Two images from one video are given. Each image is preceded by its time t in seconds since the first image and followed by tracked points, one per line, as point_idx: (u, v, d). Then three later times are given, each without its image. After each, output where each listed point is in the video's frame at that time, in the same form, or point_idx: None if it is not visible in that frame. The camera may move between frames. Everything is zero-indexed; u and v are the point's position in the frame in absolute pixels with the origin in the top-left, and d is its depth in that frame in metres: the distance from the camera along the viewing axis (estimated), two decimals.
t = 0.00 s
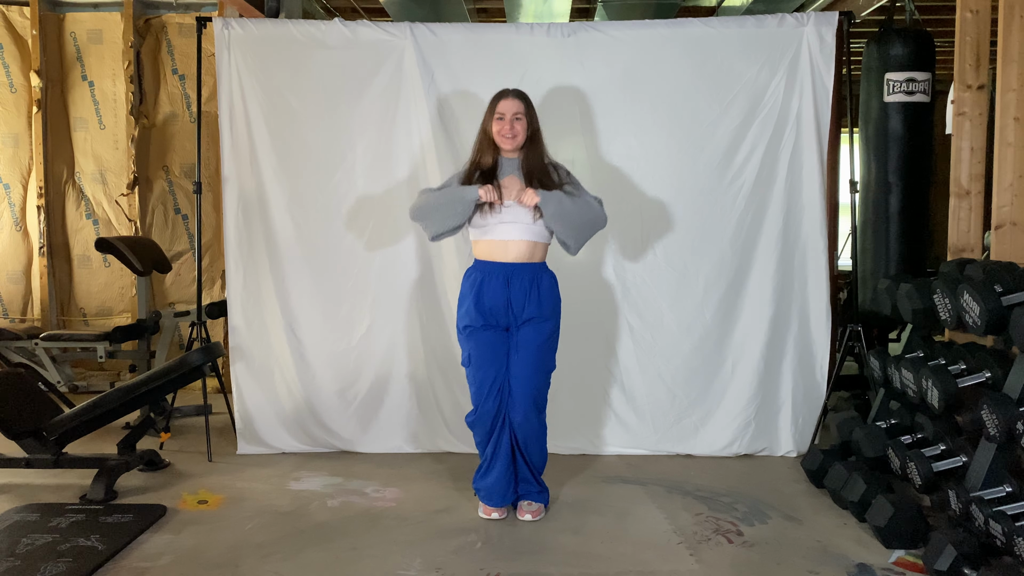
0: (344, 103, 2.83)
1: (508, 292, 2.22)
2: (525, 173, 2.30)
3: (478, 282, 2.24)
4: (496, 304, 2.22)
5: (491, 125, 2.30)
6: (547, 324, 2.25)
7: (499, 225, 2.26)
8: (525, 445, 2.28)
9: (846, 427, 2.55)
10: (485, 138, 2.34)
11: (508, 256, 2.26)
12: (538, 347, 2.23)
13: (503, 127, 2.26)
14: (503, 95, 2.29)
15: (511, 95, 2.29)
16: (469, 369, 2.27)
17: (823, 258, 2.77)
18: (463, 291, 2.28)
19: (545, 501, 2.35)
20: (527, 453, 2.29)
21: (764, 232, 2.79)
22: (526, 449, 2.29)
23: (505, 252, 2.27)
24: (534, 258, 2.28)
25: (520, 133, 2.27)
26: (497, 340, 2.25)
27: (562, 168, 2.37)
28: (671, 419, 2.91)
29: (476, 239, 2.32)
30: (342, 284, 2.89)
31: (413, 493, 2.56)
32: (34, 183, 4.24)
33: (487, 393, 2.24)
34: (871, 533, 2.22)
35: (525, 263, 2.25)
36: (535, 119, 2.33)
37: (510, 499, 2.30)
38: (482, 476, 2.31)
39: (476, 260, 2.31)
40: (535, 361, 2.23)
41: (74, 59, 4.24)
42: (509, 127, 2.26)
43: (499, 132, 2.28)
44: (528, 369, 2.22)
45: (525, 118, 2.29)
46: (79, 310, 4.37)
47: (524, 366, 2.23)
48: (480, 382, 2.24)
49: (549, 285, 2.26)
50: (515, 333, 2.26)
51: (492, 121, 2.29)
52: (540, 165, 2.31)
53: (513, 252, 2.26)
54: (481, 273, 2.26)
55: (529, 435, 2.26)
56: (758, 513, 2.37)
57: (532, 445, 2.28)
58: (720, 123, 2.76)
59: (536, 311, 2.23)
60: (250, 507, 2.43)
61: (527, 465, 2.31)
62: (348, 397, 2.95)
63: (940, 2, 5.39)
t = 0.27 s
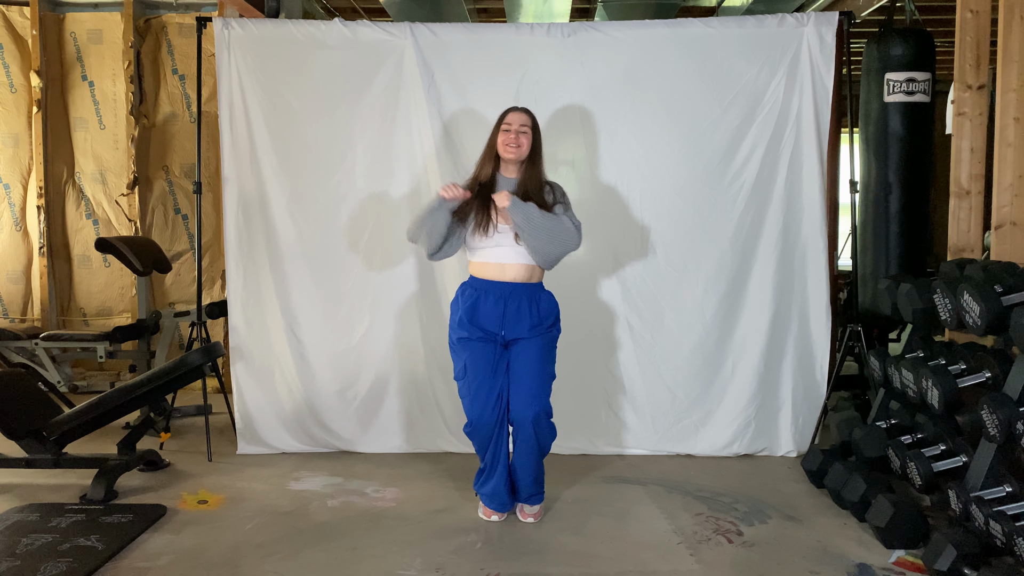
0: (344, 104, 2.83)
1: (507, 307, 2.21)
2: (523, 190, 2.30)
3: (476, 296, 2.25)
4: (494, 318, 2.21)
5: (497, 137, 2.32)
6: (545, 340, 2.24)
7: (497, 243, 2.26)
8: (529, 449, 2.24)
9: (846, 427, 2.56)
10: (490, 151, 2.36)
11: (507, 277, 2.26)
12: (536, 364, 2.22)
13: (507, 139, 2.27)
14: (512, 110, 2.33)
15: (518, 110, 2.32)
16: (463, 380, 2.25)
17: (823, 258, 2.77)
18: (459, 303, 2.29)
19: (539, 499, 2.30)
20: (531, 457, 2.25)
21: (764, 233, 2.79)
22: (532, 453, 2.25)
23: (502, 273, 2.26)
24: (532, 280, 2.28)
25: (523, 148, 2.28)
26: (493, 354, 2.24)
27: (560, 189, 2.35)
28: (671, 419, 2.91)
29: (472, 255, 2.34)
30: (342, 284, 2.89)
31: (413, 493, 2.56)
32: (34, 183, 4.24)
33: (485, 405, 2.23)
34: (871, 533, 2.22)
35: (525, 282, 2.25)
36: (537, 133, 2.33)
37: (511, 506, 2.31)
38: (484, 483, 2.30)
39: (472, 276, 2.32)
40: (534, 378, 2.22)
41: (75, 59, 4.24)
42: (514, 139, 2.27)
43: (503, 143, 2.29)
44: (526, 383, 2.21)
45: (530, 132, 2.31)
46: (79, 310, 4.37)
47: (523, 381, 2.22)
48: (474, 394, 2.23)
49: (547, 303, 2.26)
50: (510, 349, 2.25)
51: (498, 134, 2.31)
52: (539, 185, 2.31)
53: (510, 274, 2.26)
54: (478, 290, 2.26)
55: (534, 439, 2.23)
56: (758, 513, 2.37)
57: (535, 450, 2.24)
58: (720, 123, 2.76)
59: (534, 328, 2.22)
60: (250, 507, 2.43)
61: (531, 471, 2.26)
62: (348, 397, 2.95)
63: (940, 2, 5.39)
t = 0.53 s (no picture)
0: (344, 104, 2.83)
1: (516, 293, 2.19)
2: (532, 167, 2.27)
3: (485, 280, 2.20)
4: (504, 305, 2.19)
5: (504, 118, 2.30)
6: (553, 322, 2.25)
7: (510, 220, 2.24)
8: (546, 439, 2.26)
9: (846, 427, 2.56)
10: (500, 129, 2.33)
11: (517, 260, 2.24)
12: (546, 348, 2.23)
13: (515, 117, 2.25)
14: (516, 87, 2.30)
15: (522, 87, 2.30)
16: (471, 368, 2.24)
17: (823, 258, 2.77)
18: (465, 289, 2.25)
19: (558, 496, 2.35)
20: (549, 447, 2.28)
21: (764, 233, 2.79)
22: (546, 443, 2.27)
23: (513, 254, 2.24)
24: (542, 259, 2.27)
25: (532, 125, 2.26)
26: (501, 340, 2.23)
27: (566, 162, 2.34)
28: (671, 419, 2.91)
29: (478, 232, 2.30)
30: (342, 284, 2.89)
31: (413, 493, 2.56)
32: (34, 183, 4.24)
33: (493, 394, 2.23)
34: (871, 533, 2.22)
35: (537, 263, 2.24)
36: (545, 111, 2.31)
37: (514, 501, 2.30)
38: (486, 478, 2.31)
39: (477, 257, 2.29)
40: (543, 361, 2.22)
41: (75, 59, 4.24)
42: (521, 114, 2.24)
43: (511, 121, 2.27)
44: (536, 366, 2.22)
45: (537, 107, 2.28)
46: (79, 310, 4.37)
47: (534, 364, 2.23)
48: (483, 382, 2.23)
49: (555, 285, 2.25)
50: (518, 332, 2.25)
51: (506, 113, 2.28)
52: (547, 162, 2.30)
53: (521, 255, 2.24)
54: (489, 271, 2.22)
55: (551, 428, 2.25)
56: (758, 513, 2.37)
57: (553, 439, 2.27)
58: (720, 123, 2.76)
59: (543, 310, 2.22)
60: (250, 507, 2.43)
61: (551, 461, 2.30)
62: (347, 397, 2.95)
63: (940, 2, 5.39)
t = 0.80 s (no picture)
0: (344, 104, 2.83)
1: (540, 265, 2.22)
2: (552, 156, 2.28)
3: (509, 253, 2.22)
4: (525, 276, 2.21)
5: (512, 112, 2.30)
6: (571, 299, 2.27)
7: (532, 206, 2.22)
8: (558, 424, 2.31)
9: (846, 427, 2.56)
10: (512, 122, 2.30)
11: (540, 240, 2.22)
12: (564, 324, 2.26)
13: (526, 112, 2.26)
14: (520, 82, 2.30)
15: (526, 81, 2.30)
16: (486, 340, 2.23)
17: (823, 258, 2.77)
18: (486, 263, 2.26)
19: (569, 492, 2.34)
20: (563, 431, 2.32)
21: (764, 232, 2.79)
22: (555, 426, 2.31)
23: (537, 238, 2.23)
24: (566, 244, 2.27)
25: (542, 115, 2.27)
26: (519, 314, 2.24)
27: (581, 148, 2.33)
28: (671, 419, 2.91)
29: (499, 219, 2.25)
30: (343, 284, 2.89)
31: (413, 493, 2.56)
32: (34, 183, 4.24)
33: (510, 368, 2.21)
34: (871, 533, 2.22)
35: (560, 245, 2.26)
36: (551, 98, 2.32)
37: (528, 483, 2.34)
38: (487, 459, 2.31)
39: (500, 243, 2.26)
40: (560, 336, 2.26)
41: (75, 59, 4.24)
42: (530, 109, 2.26)
43: (522, 116, 2.27)
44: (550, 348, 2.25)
45: (543, 99, 2.29)
46: (79, 310, 4.37)
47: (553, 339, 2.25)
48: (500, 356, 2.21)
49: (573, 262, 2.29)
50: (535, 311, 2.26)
51: (514, 109, 2.29)
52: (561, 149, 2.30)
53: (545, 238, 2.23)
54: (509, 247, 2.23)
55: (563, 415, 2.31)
56: (758, 513, 2.37)
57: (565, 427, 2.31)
58: (720, 123, 2.76)
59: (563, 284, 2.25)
60: (250, 507, 2.43)
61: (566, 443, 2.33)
62: (347, 397, 2.95)
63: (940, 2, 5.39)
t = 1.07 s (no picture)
0: (344, 104, 2.83)
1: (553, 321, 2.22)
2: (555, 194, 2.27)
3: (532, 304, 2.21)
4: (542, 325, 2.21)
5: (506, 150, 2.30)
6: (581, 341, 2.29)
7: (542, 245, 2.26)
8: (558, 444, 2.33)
9: (846, 426, 2.56)
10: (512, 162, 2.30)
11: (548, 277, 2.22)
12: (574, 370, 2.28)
13: (517, 148, 2.26)
14: (513, 117, 2.31)
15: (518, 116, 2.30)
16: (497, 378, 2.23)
17: (823, 258, 2.77)
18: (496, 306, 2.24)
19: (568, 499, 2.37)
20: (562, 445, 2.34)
21: (764, 232, 2.79)
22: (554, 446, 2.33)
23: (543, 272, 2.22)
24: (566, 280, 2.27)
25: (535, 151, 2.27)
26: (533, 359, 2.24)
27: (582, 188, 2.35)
28: (671, 419, 2.91)
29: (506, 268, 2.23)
30: (343, 284, 2.89)
31: (413, 493, 2.56)
32: (34, 183, 4.24)
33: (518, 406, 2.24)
34: (871, 533, 2.22)
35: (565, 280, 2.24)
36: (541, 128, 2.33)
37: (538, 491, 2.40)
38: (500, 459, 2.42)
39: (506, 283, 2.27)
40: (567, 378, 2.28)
41: (75, 59, 4.24)
42: (521, 145, 2.25)
43: (514, 153, 2.27)
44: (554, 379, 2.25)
45: (535, 134, 2.28)
46: (79, 310, 4.37)
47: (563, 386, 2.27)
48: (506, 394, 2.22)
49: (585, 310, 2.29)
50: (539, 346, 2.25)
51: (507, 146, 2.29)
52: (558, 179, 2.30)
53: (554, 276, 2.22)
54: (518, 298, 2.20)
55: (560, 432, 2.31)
56: (758, 513, 2.37)
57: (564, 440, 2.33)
58: (720, 123, 2.76)
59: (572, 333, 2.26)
60: (250, 507, 2.43)
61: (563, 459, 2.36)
62: (347, 397, 2.95)
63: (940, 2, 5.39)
